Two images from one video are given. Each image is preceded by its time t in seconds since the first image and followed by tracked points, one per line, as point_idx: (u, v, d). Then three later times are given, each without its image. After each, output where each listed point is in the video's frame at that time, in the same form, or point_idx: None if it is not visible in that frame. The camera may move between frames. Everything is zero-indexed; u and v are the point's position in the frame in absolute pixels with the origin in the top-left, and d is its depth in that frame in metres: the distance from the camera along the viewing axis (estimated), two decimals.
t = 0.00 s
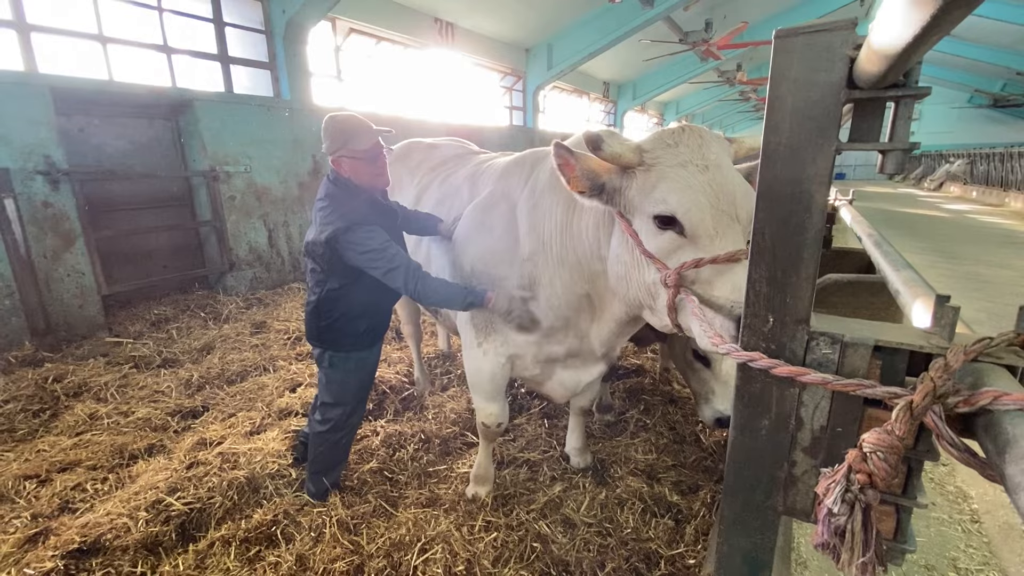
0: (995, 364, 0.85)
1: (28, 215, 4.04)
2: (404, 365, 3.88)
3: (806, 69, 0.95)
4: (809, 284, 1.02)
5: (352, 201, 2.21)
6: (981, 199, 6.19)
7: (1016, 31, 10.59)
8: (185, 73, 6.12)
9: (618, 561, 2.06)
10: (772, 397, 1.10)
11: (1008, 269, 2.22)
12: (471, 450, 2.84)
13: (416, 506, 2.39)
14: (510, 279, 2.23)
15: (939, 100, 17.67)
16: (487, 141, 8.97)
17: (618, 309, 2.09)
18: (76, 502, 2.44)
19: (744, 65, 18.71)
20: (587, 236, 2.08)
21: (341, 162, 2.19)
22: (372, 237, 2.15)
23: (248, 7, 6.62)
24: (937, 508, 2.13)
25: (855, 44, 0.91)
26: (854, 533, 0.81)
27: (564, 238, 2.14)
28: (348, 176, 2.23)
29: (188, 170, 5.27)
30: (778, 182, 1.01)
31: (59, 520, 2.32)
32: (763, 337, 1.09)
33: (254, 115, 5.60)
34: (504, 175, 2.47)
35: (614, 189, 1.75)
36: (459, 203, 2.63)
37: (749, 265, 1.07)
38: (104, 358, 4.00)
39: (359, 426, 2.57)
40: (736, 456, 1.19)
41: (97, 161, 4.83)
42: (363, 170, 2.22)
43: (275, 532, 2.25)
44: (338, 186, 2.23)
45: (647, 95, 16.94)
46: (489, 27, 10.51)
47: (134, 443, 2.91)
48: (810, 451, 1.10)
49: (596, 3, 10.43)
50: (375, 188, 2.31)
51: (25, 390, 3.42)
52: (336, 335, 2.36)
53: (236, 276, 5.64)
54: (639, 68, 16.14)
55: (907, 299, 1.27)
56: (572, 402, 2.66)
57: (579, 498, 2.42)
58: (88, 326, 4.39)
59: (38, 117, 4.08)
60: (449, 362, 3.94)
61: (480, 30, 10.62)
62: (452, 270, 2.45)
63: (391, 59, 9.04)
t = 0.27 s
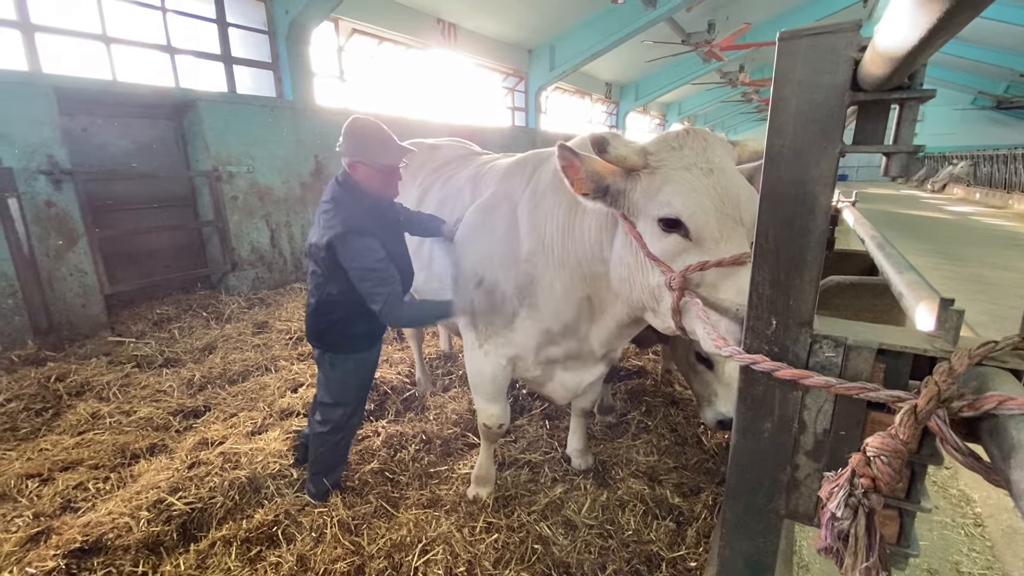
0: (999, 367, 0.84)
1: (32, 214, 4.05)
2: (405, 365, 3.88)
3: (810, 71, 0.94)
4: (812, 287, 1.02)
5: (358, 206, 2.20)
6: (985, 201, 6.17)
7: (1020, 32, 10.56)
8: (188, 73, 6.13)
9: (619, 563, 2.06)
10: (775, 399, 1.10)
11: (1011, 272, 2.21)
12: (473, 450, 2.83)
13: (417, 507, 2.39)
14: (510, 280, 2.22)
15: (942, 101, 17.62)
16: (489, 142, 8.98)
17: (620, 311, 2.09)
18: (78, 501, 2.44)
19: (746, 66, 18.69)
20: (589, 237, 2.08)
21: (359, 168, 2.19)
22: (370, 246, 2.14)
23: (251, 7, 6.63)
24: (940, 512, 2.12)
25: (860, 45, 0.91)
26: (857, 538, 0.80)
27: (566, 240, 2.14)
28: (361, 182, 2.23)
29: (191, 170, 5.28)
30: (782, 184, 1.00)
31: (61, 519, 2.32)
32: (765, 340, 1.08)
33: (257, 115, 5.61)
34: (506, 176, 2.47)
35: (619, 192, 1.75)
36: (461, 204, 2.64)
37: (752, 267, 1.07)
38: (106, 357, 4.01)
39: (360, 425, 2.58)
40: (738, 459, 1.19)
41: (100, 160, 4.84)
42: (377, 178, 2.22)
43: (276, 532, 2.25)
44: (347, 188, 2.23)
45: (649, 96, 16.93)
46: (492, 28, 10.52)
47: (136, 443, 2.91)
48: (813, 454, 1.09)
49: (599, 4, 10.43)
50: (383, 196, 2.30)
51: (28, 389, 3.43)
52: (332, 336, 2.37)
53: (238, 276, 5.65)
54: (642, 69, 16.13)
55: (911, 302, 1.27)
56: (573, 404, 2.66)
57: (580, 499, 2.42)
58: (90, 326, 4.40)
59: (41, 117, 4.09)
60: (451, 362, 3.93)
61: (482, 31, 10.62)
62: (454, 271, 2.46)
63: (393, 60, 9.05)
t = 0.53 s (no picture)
0: (1007, 369, 0.83)
1: (36, 214, 4.06)
2: (407, 366, 3.88)
3: (815, 70, 0.94)
4: (817, 287, 1.01)
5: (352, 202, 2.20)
6: (989, 203, 6.13)
7: None
8: (192, 74, 6.14)
9: (621, 565, 2.05)
10: (779, 400, 1.09)
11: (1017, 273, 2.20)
12: (474, 451, 2.83)
13: (419, 507, 2.39)
14: (513, 281, 2.22)
15: (946, 102, 17.55)
16: (492, 143, 8.98)
17: (623, 312, 2.08)
18: (80, 501, 2.44)
19: (749, 68, 18.65)
20: (592, 239, 2.07)
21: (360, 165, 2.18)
22: (367, 240, 2.14)
23: (255, 8, 6.65)
24: (945, 515, 2.10)
25: (866, 44, 0.91)
26: (863, 540, 0.80)
27: (569, 240, 2.13)
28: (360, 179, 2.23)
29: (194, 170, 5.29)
30: (787, 184, 1.00)
31: (63, 518, 2.32)
32: (770, 340, 1.08)
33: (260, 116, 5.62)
34: (510, 176, 2.47)
35: (624, 193, 1.75)
36: (464, 205, 2.64)
37: (756, 267, 1.06)
38: (109, 357, 4.02)
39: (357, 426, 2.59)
40: (742, 460, 1.18)
41: (104, 160, 4.86)
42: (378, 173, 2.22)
43: (278, 532, 2.24)
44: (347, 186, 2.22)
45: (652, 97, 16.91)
46: (495, 29, 10.53)
47: (138, 442, 2.91)
48: (818, 456, 1.09)
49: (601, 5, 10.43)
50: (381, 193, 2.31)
51: (31, 388, 3.44)
52: (326, 334, 2.36)
53: (240, 276, 5.66)
54: (644, 70, 16.12)
55: (916, 303, 1.26)
56: (575, 405, 2.65)
57: (582, 501, 2.41)
58: (94, 325, 4.41)
59: (46, 117, 4.10)
60: (453, 363, 3.93)
61: (485, 32, 10.63)
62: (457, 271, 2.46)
63: (396, 60, 9.06)
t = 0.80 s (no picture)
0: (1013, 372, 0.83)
1: (41, 215, 4.08)
2: (409, 367, 3.88)
3: (819, 71, 0.94)
4: (821, 289, 1.01)
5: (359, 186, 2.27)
6: (993, 205, 6.11)
7: None
8: (196, 76, 6.17)
9: (624, 567, 2.04)
10: (783, 402, 1.09)
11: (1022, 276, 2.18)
12: (476, 453, 2.82)
13: (420, 509, 2.38)
14: (516, 282, 2.22)
15: (950, 105, 17.50)
16: (494, 145, 8.99)
17: (627, 313, 2.07)
18: (83, 501, 2.45)
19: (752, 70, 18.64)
20: (595, 240, 2.07)
21: (354, 146, 2.38)
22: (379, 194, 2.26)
23: (259, 11, 6.68)
24: (949, 519, 2.09)
25: (870, 45, 0.90)
26: (869, 543, 0.79)
27: (572, 241, 2.13)
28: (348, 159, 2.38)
29: (198, 172, 5.31)
30: (791, 185, 1.00)
31: (66, 518, 2.33)
32: (774, 342, 1.07)
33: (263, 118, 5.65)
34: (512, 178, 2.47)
35: (628, 195, 1.75)
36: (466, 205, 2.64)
37: (761, 268, 1.06)
38: (112, 357, 4.03)
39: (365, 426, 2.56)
40: (745, 462, 1.18)
41: (108, 162, 4.89)
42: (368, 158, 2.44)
43: (280, 533, 2.24)
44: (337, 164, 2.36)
45: (654, 99, 16.92)
46: (497, 32, 10.55)
47: (141, 443, 2.92)
48: (822, 458, 1.08)
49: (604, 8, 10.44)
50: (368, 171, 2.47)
51: (35, 389, 3.45)
52: (337, 325, 2.37)
53: (243, 278, 5.67)
54: (647, 72, 16.12)
55: (920, 305, 1.26)
56: (577, 407, 2.64)
57: (584, 503, 2.40)
58: (97, 326, 4.42)
59: (51, 119, 4.13)
60: (455, 365, 3.93)
61: (487, 35, 10.65)
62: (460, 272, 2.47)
63: (399, 63, 9.09)
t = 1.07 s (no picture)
0: None
1: (48, 219, 4.12)
2: (413, 372, 3.88)
3: (827, 78, 0.94)
4: (829, 296, 1.01)
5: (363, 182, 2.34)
6: (998, 209, 6.08)
7: None
8: (202, 82, 6.22)
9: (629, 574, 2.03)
10: (791, 410, 1.08)
11: None
12: (480, 458, 2.82)
13: (425, 514, 2.38)
14: (519, 287, 2.23)
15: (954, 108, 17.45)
16: (498, 149, 9.01)
17: (629, 320, 2.06)
18: (88, 505, 2.45)
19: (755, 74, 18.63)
20: (598, 246, 2.07)
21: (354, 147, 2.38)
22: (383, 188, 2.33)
23: (265, 17, 6.73)
24: (957, 526, 2.07)
25: (878, 53, 0.91)
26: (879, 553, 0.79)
27: (575, 247, 2.13)
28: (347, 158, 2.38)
29: (204, 177, 5.34)
30: (798, 192, 1.00)
31: (71, 523, 2.33)
32: (781, 349, 1.07)
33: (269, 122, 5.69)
34: (516, 183, 2.49)
35: (631, 201, 1.74)
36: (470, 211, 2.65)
37: (767, 275, 1.06)
38: (117, 361, 4.05)
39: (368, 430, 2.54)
40: (753, 470, 1.18)
41: (115, 167, 4.92)
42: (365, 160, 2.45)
43: (284, 538, 2.24)
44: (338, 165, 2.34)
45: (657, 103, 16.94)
46: (501, 37, 10.59)
47: (146, 447, 2.93)
48: (830, 466, 1.07)
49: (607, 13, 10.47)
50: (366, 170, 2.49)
51: (41, 393, 3.47)
52: (349, 321, 2.38)
53: (248, 281, 5.69)
54: (650, 77, 16.15)
55: (928, 311, 1.25)
56: (581, 412, 2.63)
57: (589, 508, 2.40)
58: (103, 329, 4.45)
59: (59, 125, 4.16)
60: (459, 369, 3.92)
61: (491, 40, 10.70)
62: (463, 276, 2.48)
63: (403, 68, 9.14)
